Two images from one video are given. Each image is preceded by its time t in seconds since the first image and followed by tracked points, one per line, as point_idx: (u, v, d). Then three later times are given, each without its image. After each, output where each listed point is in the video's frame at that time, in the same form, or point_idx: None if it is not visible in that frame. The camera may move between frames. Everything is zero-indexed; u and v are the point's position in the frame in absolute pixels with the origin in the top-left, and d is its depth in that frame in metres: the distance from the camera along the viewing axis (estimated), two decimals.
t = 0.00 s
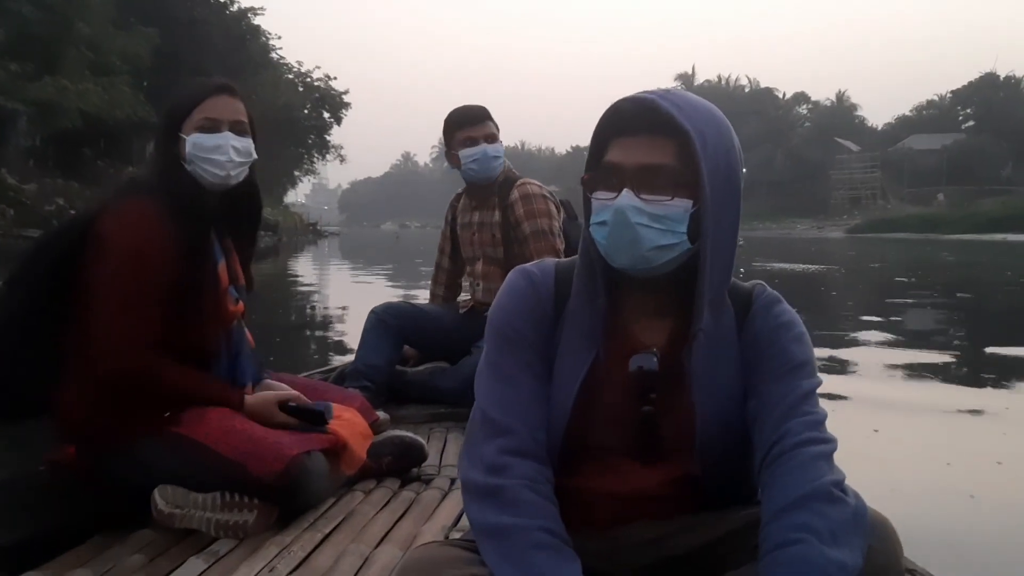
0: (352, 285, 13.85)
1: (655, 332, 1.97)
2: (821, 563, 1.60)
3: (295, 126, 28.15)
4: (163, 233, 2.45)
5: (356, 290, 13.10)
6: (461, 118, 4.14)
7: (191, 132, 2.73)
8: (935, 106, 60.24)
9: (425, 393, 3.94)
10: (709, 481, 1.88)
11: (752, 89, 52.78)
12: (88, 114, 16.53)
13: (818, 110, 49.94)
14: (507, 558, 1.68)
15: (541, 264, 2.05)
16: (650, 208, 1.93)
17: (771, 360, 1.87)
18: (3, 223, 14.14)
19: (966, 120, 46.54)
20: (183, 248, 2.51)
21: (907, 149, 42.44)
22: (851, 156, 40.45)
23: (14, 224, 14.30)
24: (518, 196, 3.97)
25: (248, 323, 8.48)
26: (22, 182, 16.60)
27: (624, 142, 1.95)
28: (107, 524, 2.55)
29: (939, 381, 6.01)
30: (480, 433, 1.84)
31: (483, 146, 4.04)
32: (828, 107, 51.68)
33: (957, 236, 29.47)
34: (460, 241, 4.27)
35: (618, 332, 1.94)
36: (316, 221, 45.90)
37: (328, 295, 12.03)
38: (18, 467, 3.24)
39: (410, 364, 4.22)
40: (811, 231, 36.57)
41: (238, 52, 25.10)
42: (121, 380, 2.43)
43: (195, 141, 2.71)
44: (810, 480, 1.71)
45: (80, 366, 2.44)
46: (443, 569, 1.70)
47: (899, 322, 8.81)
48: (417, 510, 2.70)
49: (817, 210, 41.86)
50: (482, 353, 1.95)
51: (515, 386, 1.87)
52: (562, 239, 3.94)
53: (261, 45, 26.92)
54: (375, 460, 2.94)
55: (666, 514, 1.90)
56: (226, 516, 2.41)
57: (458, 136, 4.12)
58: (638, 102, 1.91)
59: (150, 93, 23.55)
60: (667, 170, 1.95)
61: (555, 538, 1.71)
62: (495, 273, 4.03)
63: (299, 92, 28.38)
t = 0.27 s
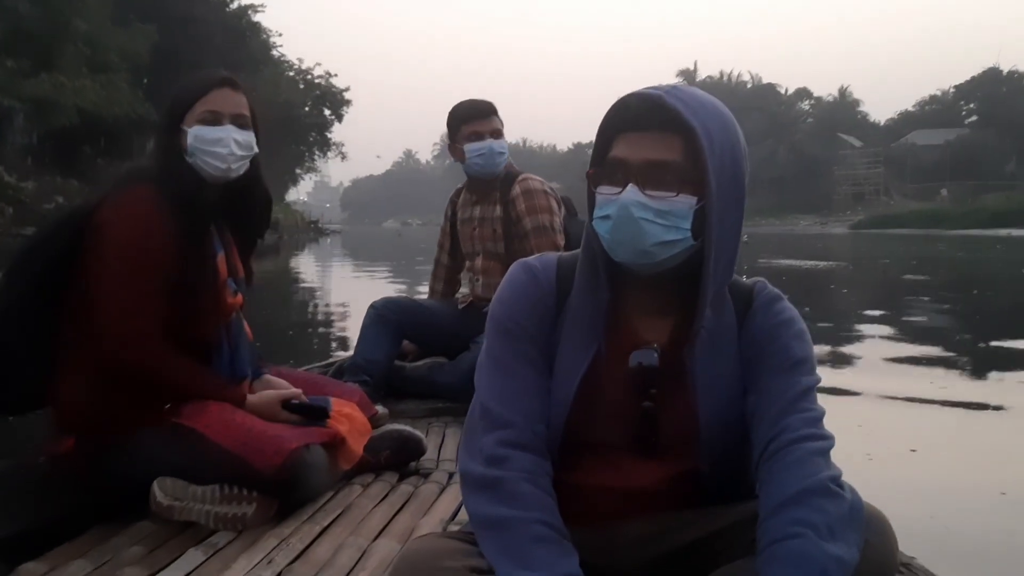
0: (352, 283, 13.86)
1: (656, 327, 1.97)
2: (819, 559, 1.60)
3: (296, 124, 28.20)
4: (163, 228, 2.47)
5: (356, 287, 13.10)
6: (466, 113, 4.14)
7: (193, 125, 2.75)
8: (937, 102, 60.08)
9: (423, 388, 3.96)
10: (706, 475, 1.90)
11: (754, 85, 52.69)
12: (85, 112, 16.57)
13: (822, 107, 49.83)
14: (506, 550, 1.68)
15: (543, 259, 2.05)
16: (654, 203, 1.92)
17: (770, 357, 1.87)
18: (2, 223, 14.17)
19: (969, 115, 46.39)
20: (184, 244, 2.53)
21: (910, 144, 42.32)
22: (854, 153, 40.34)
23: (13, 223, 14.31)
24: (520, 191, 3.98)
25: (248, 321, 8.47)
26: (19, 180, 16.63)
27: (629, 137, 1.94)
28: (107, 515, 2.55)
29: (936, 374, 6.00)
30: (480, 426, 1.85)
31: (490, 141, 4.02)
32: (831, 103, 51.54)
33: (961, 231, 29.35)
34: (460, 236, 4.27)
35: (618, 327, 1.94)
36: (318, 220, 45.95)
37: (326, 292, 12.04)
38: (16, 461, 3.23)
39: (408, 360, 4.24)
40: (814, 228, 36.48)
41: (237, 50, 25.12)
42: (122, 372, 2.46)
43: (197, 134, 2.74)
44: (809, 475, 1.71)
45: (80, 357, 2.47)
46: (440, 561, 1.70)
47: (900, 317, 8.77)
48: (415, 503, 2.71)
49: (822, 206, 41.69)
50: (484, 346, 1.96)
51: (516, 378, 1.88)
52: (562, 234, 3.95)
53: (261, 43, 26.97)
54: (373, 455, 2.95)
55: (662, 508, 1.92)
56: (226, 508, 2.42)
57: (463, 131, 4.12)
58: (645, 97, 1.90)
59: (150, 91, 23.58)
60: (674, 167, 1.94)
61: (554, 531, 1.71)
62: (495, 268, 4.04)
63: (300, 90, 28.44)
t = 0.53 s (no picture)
0: (356, 280, 13.87)
1: (655, 325, 1.96)
2: (820, 556, 1.59)
3: (299, 120, 28.21)
4: (163, 228, 2.47)
5: (360, 284, 13.11)
6: (470, 110, 4.13)
7: (186, 122, 2.75)
8: (943, 95, 59.82)
9: (425, 386, 3.96)
10: (705, 472, 1.90)
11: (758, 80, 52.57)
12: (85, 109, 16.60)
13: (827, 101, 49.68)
14: (506, 548, 1.68)
15: (543, 258, 2.05)
16: (634, 202, 1.91)
17: (768, 354, 1.87)
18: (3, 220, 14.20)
19: (975, 108, 46.20)
20: (183, 242, 2.53)
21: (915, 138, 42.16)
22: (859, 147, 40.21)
23: (14, 220, 14.29)
24: (522, 188, 3.97)
25: (252, 319, 8.48)
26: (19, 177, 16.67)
27: (615, 135, 1.94)
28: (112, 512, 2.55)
29: (940, 369, 5.97)
30: (480, 423, 1.85)
31: (494, 139, 4.01)
32: (836, 97, 51.37)
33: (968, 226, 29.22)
34: (462, 234, 4.27)
35: (617, 325, 1.93)
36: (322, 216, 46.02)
37: (329, 289, 12.06)
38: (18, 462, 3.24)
39: (411, 358, 4.24)
40: (819, 222, 36.40)
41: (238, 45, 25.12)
42: (123, 372, 2.47)
43: (190, 132, 2.73)
44: (808, 471, 1.70)
45: (82, 357, 2.47)
46: (441, 560, 1.69)
47: (904, 313, 8.73)
48: (418, 502, 2.71)
49: (826, 200, 41.56)
50: (485, 343, 1.96)
51: (516, 375, 1.88)
52: (564, 231, 3.94)
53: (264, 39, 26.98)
54: (376, 453, 2.96)
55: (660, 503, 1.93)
56: (231, 508, 2.42)
57: (467, 128, 4.11)
58: (634, 95, 1.90)
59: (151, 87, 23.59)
60: (654, 166, 1.93)
61: (554, 529, 1.71)
62: (497, 266, 4.04)
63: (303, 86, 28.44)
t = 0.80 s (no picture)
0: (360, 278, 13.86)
1: (659, 324, 1.94)
2: (833, 551, 1.59)
3: (301, 117, 28.17)
4: (167, 230, 2.47)
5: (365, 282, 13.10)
6: (474, 110, 4.12)
7: (185, 126, 2.73)
8: (947, 90, 59.61)
9: (431, 386, 3.95)
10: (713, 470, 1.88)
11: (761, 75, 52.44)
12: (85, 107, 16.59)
13: (830, 95, 49.53)
14: (515, 550, 1.67)
15: (547, 257, 2.02)
16: (630, 202, 1.89)
17: (774, 350, 1.85)
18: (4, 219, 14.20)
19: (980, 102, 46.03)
20: (185, 244, 2.52)
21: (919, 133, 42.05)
22: (863, 141, 40.09)
23: (15, 220, 14.29)
24: (526, 186, 3.96)
25: (257, 318, 8.47)
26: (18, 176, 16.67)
27: (613, 136, 1.93)
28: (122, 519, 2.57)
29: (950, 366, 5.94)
30: (486, 426, 1.83)
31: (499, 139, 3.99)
32: (840, 92, 51.24)
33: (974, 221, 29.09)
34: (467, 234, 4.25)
35: (621, 324, 1.91)
36: (325, 213, 46.03)
37: (334, 287, 12.04)
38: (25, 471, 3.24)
39: (417, 359, 4.22)
40: (823, 217, 36.31)
41: (238, 43, 25.08)
42: (130, 375, 2.46)
43: (190, 135, 2.72)
44: (816, 467, 1.69)
45: (88, 363, 2.46)
46: (450, 564, 1.68)
47: (913, 309, 8.69)
48: (426, 504, 2.69)
49: (829, 195, 41.48)
50: (489, 345, 1.94)
51: (522, 377, 1.86)
52: (568, 230, 3.92)
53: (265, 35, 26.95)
54: (384, 455, 2.94)
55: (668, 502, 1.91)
56: (240, 513, 2.41)
57: (471, 128, 4.10)
58: (631, 95, 1.88)
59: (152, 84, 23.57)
60: (650, 165, 1.91)
61: (564, 531, 1.70)
62: (503, 266, 4.02)
63: (304, 83, 28.40)
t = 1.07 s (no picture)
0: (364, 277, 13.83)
1: (666, 322, 1.91)
2: (841, 552, 1.56)
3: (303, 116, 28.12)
4: (170, 231, 2.44)
5: (370, 281, 13.06)
6: (475, 109, 4.09)
7: (192, 133, 2.70)
8: (950, 89, 59.49)
9: (436, 387, 3.92)
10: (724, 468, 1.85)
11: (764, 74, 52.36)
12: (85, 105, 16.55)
13: (833, 95, 49.46)
14: (527, 553, 1.64)
15: (551, 257, 1.99)
16: (637, 200, 1.86)
17: (781, 346, 1.81)
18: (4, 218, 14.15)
19: (984, 102, 45.92)
20: (188, 244, 2.49)
21: (922, 132, 41.98)
22: (866, 141, 40.02)
23: (15, 219, 14.25)
24: (526, 185, 3.93)
25: (262, 318, 8.44)
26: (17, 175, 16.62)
27: (616, 135, 1.90)
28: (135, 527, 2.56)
29: (959, 368, 5.91)
30: (494, 427, 1.80)
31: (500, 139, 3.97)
32: (843, 91, 51.15)
33: (980, 220, 28.99)
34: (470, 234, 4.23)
35: (628, 323, 1.89)
36: (327, 212, 46.00)
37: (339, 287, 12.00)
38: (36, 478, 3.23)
39: (422, 359, 4.20)
40: (827, 218, 36.24)
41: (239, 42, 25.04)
42: (135, 378, 2.43)
43: (196, 143, 2.68)
44: (824, 464, 1.66)
45: (94, 368, 2.42)
46: (461, 566, 1.66)
47: (921, 310, 8.64)
48: (434, 505, 2.67)
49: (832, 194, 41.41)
50: (495, 346, 1.91)
51: (531, 377, 1.83)
52: (569, 228, 3.90)
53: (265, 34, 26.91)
54: (390, 458, 2.91)
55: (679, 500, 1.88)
56: (250, 517, 2.42)
57: (473, 128, 4.07)
58: (631, 94, 1.86)
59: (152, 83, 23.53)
60: (656, 163, 1.88)
61: (574, 532, 1.67)
62: (506, 266, 4.00)
63: (306, 82, 28.36)
